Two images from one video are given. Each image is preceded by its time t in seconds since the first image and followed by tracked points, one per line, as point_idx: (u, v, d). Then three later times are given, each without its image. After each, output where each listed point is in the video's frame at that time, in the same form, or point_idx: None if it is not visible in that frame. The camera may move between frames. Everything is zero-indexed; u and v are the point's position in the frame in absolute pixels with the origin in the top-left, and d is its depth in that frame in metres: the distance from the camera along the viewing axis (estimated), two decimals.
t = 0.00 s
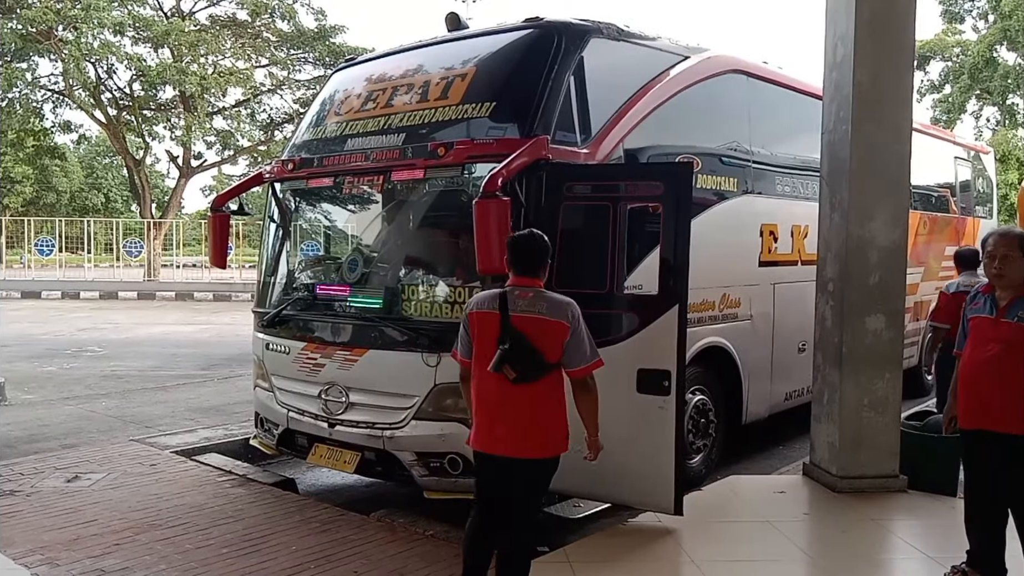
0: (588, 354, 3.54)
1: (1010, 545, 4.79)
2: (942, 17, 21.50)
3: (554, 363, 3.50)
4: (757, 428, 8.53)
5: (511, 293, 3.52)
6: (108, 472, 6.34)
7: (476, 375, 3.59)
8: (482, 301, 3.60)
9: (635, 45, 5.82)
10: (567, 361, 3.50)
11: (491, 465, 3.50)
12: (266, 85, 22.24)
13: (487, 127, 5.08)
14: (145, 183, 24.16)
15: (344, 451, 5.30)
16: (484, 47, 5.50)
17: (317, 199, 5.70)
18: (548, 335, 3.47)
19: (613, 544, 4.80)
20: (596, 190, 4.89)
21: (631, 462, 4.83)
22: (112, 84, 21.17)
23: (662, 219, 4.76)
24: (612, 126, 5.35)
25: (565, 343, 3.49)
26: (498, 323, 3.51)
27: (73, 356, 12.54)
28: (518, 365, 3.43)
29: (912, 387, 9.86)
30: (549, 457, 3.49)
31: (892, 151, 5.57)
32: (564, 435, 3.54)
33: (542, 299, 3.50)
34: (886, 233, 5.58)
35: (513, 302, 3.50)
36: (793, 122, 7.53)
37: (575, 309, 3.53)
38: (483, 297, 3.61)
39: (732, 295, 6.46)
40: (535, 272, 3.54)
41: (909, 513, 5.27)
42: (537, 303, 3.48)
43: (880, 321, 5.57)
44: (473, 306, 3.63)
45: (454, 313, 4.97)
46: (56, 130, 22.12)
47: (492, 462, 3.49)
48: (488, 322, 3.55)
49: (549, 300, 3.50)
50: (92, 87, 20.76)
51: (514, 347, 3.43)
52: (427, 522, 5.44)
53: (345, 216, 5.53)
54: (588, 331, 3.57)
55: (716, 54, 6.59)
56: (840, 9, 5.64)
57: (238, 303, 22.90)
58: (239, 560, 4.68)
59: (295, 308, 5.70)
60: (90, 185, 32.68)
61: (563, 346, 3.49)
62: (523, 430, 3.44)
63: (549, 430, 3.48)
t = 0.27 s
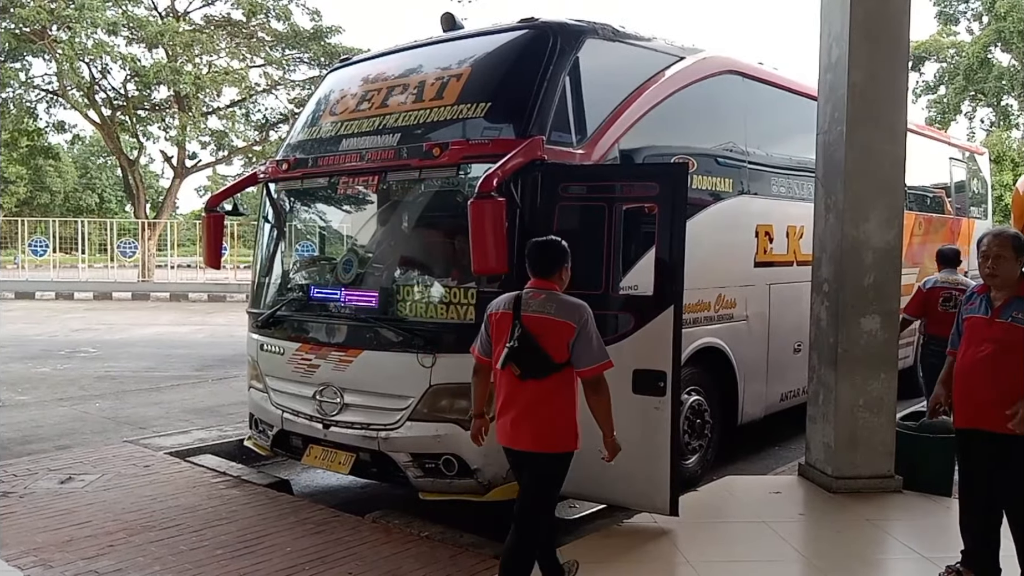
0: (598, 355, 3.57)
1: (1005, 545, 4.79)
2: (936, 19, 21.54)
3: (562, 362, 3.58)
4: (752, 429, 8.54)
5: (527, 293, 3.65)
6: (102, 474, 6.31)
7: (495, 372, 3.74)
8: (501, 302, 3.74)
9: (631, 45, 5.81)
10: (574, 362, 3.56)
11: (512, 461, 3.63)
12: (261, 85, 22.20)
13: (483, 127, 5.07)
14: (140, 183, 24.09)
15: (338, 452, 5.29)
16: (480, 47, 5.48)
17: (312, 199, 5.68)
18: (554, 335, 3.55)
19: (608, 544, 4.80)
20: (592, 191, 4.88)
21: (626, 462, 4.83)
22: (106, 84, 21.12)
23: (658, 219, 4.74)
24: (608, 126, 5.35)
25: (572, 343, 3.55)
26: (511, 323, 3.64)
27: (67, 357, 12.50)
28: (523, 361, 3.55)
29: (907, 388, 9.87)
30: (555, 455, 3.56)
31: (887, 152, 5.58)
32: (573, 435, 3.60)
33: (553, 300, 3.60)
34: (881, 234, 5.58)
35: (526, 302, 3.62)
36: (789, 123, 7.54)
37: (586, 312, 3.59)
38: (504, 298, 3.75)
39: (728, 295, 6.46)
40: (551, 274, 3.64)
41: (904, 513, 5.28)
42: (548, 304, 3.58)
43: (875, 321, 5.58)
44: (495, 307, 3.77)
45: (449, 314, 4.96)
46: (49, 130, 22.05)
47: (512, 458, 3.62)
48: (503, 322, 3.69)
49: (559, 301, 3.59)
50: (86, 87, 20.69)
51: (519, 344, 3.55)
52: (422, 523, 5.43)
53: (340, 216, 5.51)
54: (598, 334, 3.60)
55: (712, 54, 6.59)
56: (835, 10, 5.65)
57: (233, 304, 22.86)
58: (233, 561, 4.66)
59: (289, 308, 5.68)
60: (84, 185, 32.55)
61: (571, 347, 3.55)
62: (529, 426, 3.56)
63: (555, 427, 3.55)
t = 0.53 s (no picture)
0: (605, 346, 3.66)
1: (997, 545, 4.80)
2: (930, 21, 21.63)
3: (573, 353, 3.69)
4: (747, 430, 8.55)
5: (548, 288, 3.81)
6: (94, 476, 6.29)
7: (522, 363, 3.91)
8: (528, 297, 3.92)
9: (626, 47, 5.82)
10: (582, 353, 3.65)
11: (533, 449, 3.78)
12: (255, 85, 22.16)
13: (479, 127, 5.07)
14: (133, 183, 24.01)
15: (333, 453, 5.28)
16: (475, 48, 5.49)
17: (307, 200, 5.68)
18: (564, 326, 3.67)
19: (603, 545, 4.80)
20: (587, 192, 4.91)
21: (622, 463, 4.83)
22: (100, 84, 21.05)
23: (653, 221, 4.74)
24: (603, 128, 5.35)
25: (581, 334, 3.66)
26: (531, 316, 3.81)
27: (60, 359, 12.45)
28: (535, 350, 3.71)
29: (901, 389, 9.90)
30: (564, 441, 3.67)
31: (881, 153, 5.60)
32: (584, 424, 3.69)
33: (569, 295, 3.73)
34: (875, 235, 5.60)
35: (545, 295, 3.78)
36: (783, 125, 7.56)
37: (596, 305, 3.69)
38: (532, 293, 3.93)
39: (722, 296, 6.47)
40: (571, 270, 3.78)
41: (897, 513, 5.29)
42: (562, 297, 3.72)
43: (868, 322, 5.60)
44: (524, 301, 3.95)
45: (444, 315, 4.96)
46: (42, 130, 21.97)
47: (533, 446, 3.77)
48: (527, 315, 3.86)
49: (573, 295, 3.71)
50: (79, 87, 20.62)
51: (532, 334, 3.71)
52: (417, 525, 5.43)
53: (335, 217, 5.51)
54: (609, 327, 3.68)
55: (707, 56, 6.61)
56: (829, 12, 5.66)
57: (227, 305, 22.81)
58: (227, 564, 4.65)
59: (284, 309, 5.67)
60: (77, 185, 32.43)
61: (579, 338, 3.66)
62: (543, 413, 3.71)
63: (564, 414, 3.66)
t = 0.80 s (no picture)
0: (617, 348, 3.72)
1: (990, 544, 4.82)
2: (923, 23, 21.71)
3: (591, 354, 3.82)
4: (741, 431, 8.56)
5: (577, 290, 3.96)
6: (87, 479, 6.26)
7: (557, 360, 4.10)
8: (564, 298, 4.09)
9: (621, 48, 5.82)
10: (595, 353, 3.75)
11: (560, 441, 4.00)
12: (249, 85, 22.11)
13: (474, 128, 5.06)
14: (126, 184, 23.93)
15: (328, 455, 5.26)
16: (471, 49, 5.48)
17: (302, 200, 5.66)
18: (583, 328, 3.81)
19: (598, 546, 4.80)
20: (582, 193, 4.88)
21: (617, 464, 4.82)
22: (92, 84, 20.96)
23: (648, 222, 4.74)
24: (598, 129, 5.35)
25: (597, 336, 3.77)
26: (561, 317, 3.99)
27: (52, 360, 12.39)
28: (558, 349, 3.91)
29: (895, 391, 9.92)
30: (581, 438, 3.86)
31: (874, 155, 5.61)
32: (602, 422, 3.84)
33: (592, 299, 3.84)
34: (868, 236, 5.61)
35: (572, 297, 3.94)
36: (778, 126, 7.57)
37: (615, 308, 3.76)
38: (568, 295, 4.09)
39: (717, 297, 6.48)
40: (600, 274, 3.90)
41: (891, 513, 5.31)
42: (584, 300, 3.85)
43: (862, 323, 5.61)
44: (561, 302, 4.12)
45: (440, 316, 4.96)
46: (35, 130, 21.87)
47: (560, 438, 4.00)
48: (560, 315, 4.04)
49: (595, 298, 3.82)
50: (72, 87, 20.54)
51: (557, 334, 3.90)
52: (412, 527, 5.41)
53: (331, 218, 5.49)
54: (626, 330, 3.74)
55: (702, 57, 6.62)
56: (822, 13, 5.67)
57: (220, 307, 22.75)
58: (221, 566, 4.63)
59: (279, 310, 5.65)
60: (70, 186, 32.29)
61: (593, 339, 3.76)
62: (566, 410, 3.90)
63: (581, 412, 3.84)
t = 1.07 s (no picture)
0: (666, 348, 3.75)
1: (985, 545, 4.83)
2: (918, 25, 21.76)
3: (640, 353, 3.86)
4: (737, 432, 8.58)
5: (619, 291, 4.00)
6: (82, 481, 6.24)
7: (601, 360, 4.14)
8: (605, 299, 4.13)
9: (616, 49, 5.83)
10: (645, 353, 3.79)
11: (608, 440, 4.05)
12: (245, 86, 22.09)
13: (469, 130, 5.06)
14: (122, 185, 23.88)
15: (323, 457, 5.26)
16: (466, 50, 5.48)
17: (297, 202, 5.66)
18: (630, 328, 3.84)
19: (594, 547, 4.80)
20: (577, 195, 4.89)
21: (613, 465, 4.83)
22: (87, 85, 20.93)
23: (643, 224, 4.73)
24: (593, 130, 5.36)
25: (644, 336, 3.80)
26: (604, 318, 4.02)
27: (47, 362, 12.36)
28: (604, 350, 3.95)
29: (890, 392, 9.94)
30: (632, 436, 3.89)
31: (868, 157, 5.62)
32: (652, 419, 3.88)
33: (635, 299, 3.88)
34: (862, 237, 5.63)
35: (616, 299, 3.98)
36: (772, 127, 7.58)
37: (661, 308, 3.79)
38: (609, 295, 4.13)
39: (712, 299, 6.49)
40: (638, 274, 3.94)
41: (886, 513, 5.32)
42: (627, 301, 3.89)
43: (857, 324, 5.62)
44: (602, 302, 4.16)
45: (435, 318, 4.96)
46: (29, 131, 21.82)
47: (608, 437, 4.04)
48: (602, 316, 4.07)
49: (639, 298, 3.85)
50: (67, 87, 20.50)
51: (604, 336, 3.95)
52: (408, 529, 5.41)
53: (326, 219, 5.49)
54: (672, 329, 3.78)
55: (696, 59, 6.62)
56: (816, 15, 5.68)
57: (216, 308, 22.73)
58: (216, 568, 4.63)
59: (274, 311, 5.65)
60: (65, 187, 32.22)
61: (642, 339, 3.79)
62: (615, 409, 3.94)
63: (632, 411, 3.88)
